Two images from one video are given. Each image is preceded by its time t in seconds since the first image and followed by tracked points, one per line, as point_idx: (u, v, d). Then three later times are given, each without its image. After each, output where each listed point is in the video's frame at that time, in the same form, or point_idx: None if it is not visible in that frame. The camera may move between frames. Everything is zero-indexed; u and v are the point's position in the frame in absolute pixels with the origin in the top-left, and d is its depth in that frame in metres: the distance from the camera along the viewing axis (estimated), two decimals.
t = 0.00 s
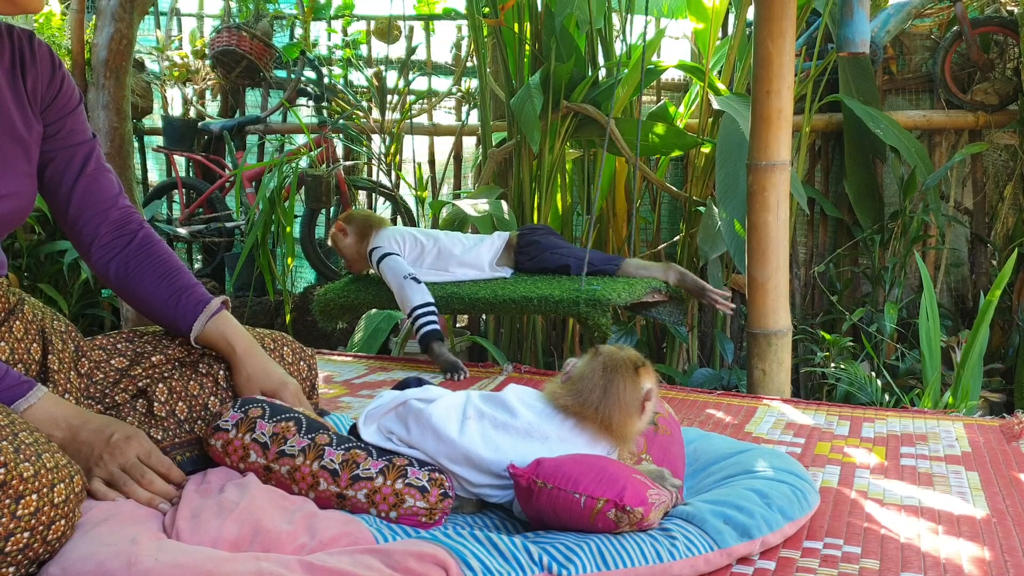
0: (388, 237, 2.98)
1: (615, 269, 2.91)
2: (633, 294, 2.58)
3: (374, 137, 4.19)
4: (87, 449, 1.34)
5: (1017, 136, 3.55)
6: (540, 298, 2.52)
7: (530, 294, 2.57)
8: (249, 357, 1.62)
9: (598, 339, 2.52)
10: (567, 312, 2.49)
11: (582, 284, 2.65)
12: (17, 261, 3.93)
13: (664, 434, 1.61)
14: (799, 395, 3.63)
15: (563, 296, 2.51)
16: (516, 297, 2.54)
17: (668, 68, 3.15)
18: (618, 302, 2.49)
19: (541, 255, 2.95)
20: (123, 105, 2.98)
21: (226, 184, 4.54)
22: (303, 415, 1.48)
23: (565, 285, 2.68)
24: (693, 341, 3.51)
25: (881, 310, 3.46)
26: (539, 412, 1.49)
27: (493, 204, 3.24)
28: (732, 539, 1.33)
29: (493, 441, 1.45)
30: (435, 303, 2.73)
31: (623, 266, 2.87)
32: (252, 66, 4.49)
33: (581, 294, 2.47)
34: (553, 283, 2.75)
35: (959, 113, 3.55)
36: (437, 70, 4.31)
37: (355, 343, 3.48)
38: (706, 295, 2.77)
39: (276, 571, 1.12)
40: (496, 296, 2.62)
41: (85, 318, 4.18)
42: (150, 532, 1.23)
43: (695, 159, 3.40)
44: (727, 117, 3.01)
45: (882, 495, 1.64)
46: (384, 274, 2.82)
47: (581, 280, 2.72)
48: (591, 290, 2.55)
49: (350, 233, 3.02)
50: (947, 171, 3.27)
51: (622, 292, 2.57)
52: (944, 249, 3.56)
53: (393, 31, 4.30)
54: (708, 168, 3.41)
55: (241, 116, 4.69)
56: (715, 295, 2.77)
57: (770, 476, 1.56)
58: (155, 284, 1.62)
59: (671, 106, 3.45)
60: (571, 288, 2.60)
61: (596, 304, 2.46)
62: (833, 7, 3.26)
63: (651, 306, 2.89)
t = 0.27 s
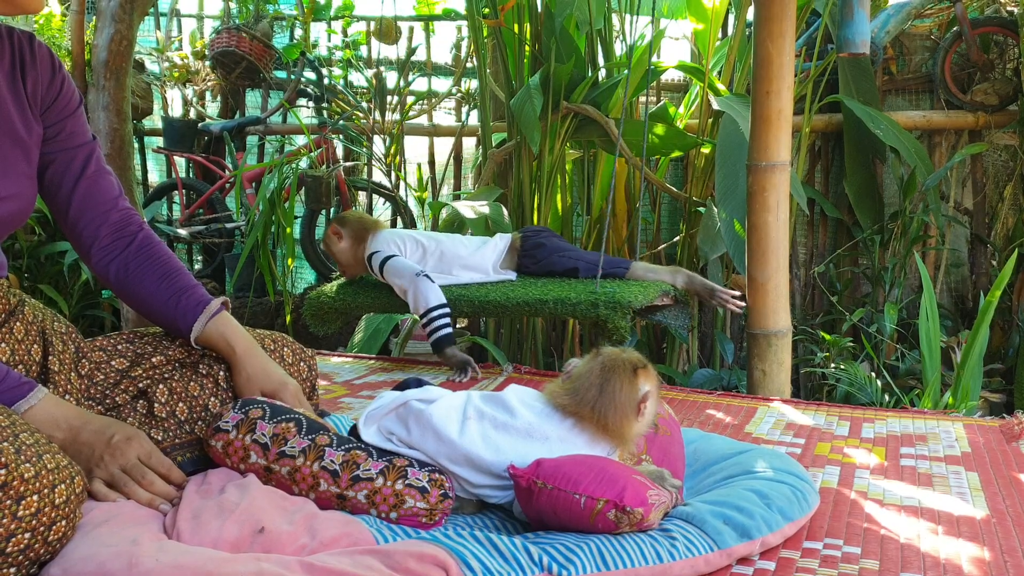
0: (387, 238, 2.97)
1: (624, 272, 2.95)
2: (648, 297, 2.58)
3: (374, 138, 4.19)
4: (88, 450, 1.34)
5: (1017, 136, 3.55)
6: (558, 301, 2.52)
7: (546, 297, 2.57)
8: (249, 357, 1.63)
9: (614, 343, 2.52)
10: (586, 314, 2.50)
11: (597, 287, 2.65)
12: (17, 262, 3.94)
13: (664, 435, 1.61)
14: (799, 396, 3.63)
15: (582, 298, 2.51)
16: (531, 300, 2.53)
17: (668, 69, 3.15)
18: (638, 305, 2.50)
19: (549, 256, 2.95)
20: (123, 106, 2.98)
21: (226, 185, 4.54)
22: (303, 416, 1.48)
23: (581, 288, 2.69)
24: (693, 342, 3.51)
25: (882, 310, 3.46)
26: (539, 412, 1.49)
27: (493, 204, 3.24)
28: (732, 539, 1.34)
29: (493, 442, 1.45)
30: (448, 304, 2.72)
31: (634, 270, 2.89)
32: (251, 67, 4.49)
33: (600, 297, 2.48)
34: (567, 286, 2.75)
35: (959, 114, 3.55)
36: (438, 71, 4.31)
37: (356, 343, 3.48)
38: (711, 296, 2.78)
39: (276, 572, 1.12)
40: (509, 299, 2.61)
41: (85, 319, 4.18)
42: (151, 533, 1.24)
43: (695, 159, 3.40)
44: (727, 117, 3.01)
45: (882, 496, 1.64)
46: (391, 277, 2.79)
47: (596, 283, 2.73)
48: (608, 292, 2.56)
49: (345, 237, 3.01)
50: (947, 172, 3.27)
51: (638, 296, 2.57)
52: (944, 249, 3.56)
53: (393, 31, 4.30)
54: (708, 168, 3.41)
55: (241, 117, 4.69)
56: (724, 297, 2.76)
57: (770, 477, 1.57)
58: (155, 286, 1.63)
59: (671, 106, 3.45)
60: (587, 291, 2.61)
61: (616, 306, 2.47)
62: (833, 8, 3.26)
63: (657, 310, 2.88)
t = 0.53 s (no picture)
0: (394, 238, 2.94)
1: (633, 273, 2.93)
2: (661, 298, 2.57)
3: (374, 138, 4.19)
4: (89, 450, 1.34)
5: (1017, 136, 3.55)
6: (572, 301, 2.51)
7: (558, 298, 2.56)
8: (249, 357, 1.63)
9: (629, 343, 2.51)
10: (600, 315, 2.48)
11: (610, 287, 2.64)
12: (18, 262, 3.94)
13: (665, 435, 1.61)
14: (800, 396, 3.63)
15: (596, 299, 2.49)
16: (544, 300, 2.52)
17: (668, 68, 3.14)
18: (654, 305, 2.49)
19: (558, 257, 2.96)
20: (123, 106, 2.98)
21: (226, 185, 4.54)
22: (305, 416, 1.48)
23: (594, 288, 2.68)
24: (693, 341, 3.51)
25: (882, 310, 3.46)
26: (538, 412, 1.50)
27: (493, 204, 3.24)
28: (733, 539, 1.34)
29: (494, 441, 1.45)
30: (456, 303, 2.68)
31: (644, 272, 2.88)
32: (252, 67, 4.49)
33: (616, 298, 2.46)
34: (576, 287, 2.74)
35: (959, 113, 3.55)
36: (438, 71, 4.31)
37: (356, 343, 3.48)
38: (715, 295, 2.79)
39: (277, 571, 1.12)
40: (520, 299, 2.60)
41: (85, 320, 4.19)
42: (153, 532, 1.24)
43: (695, 159, 3.40)
44: (728, 117, 3.01)
45: (882, 495, 1.64)
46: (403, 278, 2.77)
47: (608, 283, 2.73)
48: (620, 293, 2.55)
49: (348, 237, 3.00)
50: (947, 171, 3.27)
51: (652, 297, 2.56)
52: (944, 249, 3.56)
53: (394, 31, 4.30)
54: (708, 168, 3.40)
55: (241, 117, 4.69)
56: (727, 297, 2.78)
57: (770, 476, 1.57)
58: (155, 286, 1.63)
59: (672, 106, 3.45)
60: (599, 291, 2.60)
61: (632, 307, 2.47)
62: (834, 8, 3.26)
63: (663, 311, 2.88)
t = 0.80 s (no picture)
0: (406, 237, 2.92)
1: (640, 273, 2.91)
2: (666, 298, 2.56)
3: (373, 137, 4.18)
4: (87, 449, 1.34)
5: (1016, 135, 3.55)
6: (575, 301, 2.51)
7: (561, 298, 2.56)
8: (247, 353, 1.63)
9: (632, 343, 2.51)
10: (603, 315, 2.49)
11: (615, 287, 2.63)
12: (16, 261, 3.94)
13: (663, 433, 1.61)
14: (799, 394, 3.63)
15: (600, 299, 2.49)
16: (548, 301, 2.52)
17: (667, 67, 3.14)
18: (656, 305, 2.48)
19: (564, 256, 2.96)
20: (122, 105, 2.98)
21: (225, 185, 4.54)
22: (303, 414, 1.49)
23: (598, 288, 2.67)
24: (692, 340, 3.51)
25: (881, 308, 3.46)
26: (532, 411, 1.50)
27: (491, 203, 3.24)
28: (731, 536, 1.34)
29: (492, 440, 1.45)
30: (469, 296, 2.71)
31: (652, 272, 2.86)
32: (251, 66, 4.49)
33: (619, 298, 2.46)
34: (582, 287, 2.73)
35: (958, 112, 3.55)
36: (437, 70, 4.31)
37: (355, 342, 3.48)
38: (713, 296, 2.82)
39: (275, 569, 1.12)
40: (524, 299, 2.60)
41: (84, 319, 4.18)
42: (150, 530, 1.24)
43: (694, 158, 3.39)
44: (727, 116, 3.02)
45: (880, 493, 1.64)
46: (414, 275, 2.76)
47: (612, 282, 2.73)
48: (623, 293, 2.53)
49: (357, 236, 2.98)
50: (946, 170, 3.27)
51: (657, 296, 2.56)
52: (943, 248, 3.56)
53: (393, 30, 4.29)
54: (707, 167, 3.40)
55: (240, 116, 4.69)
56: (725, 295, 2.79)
57: (768, 474, 1.57)
58: (151, 284, 1.63)
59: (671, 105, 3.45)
60: (603, 291, 2.59)
61: (633, 307, 2.45)
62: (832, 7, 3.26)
63: (672, 311, 2.88)
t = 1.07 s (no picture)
0: (420, 235, 2.90)
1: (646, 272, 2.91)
2: (672, 297, 2.56)
3: (371, 136, 4.18)
4: (82, 447, 1.34)
5: (1014, 133, 3.54)
6: (581, 302, 2.51)
7: (568, 298, 2.55)
8: (243, 351, 1.63)
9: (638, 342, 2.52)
10: (609, 315, 2.49)
11: (621, 286, 2.63)
12: (14, 261, 3.94)
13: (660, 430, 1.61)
14: (797, 393, 3.63)
15: (606, 299, 2.49)
16: (554, 301, 2.52)
17: (665, 66, 3.14)
18: (661, 305, 2.48)
19: (571, 253, 2.96)
20: (119, 104, 2.98)
21: (223, 184, 4.54)
22: (300, 412, 1.48)
23: (605, 288, 2.67)
24: (691, 339, 3.52)
25: (879, 307, 3.46)
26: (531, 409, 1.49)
27: (489, 201, 3.24)
28: (727, 533, 1.33)
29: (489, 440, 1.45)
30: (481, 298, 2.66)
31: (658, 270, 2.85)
32: (249, 65, 4.49)
33: (624, 298, 2.46)
34: (590, 287, 2.72)
35: (956, 111, 3.55)
36: (435, 69, 4.31)
37: (353, 341, 3.48)
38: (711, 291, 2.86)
39: (270, 567, 1.12)
40: (531, 299, 2.59)
41: (82, 318, 4.18)
42: (146, 528, 1.24)
43: (693, 157, 3.39)
44: (724, 115, 3.02)
45: (877, 491, 1.64)
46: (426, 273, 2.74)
47: (618, 283, 2.73)
48: (630, 293, 2.53)
49: (369, 242, 2.95)
50: (944, 169, 3.27)
51: (663, 296, 2.56)
52: (941, 247, 3.56)
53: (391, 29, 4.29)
54: (706, 166, 3.40)
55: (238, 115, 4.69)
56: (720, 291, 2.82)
57: (765, 471, 1.56)
58: (147, 283, 1.63)
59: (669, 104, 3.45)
60: (609, 291, 2.59)
61: (639, 307, 2.45)
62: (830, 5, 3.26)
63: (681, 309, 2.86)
